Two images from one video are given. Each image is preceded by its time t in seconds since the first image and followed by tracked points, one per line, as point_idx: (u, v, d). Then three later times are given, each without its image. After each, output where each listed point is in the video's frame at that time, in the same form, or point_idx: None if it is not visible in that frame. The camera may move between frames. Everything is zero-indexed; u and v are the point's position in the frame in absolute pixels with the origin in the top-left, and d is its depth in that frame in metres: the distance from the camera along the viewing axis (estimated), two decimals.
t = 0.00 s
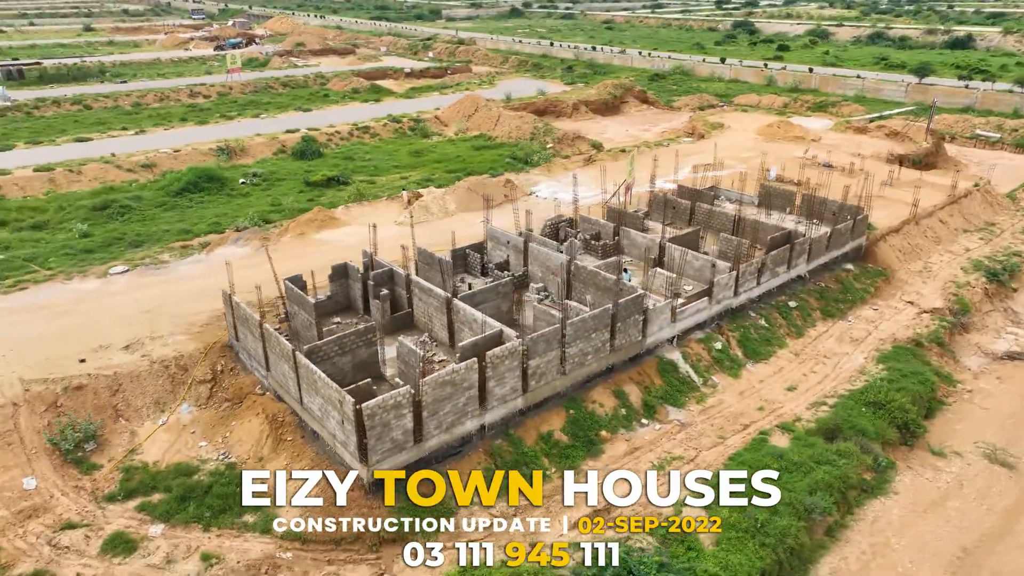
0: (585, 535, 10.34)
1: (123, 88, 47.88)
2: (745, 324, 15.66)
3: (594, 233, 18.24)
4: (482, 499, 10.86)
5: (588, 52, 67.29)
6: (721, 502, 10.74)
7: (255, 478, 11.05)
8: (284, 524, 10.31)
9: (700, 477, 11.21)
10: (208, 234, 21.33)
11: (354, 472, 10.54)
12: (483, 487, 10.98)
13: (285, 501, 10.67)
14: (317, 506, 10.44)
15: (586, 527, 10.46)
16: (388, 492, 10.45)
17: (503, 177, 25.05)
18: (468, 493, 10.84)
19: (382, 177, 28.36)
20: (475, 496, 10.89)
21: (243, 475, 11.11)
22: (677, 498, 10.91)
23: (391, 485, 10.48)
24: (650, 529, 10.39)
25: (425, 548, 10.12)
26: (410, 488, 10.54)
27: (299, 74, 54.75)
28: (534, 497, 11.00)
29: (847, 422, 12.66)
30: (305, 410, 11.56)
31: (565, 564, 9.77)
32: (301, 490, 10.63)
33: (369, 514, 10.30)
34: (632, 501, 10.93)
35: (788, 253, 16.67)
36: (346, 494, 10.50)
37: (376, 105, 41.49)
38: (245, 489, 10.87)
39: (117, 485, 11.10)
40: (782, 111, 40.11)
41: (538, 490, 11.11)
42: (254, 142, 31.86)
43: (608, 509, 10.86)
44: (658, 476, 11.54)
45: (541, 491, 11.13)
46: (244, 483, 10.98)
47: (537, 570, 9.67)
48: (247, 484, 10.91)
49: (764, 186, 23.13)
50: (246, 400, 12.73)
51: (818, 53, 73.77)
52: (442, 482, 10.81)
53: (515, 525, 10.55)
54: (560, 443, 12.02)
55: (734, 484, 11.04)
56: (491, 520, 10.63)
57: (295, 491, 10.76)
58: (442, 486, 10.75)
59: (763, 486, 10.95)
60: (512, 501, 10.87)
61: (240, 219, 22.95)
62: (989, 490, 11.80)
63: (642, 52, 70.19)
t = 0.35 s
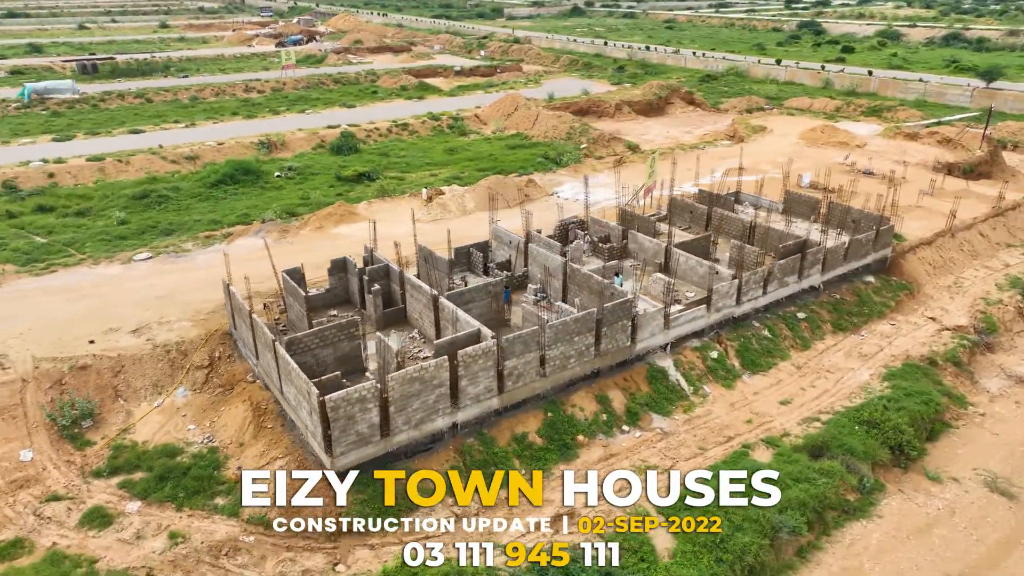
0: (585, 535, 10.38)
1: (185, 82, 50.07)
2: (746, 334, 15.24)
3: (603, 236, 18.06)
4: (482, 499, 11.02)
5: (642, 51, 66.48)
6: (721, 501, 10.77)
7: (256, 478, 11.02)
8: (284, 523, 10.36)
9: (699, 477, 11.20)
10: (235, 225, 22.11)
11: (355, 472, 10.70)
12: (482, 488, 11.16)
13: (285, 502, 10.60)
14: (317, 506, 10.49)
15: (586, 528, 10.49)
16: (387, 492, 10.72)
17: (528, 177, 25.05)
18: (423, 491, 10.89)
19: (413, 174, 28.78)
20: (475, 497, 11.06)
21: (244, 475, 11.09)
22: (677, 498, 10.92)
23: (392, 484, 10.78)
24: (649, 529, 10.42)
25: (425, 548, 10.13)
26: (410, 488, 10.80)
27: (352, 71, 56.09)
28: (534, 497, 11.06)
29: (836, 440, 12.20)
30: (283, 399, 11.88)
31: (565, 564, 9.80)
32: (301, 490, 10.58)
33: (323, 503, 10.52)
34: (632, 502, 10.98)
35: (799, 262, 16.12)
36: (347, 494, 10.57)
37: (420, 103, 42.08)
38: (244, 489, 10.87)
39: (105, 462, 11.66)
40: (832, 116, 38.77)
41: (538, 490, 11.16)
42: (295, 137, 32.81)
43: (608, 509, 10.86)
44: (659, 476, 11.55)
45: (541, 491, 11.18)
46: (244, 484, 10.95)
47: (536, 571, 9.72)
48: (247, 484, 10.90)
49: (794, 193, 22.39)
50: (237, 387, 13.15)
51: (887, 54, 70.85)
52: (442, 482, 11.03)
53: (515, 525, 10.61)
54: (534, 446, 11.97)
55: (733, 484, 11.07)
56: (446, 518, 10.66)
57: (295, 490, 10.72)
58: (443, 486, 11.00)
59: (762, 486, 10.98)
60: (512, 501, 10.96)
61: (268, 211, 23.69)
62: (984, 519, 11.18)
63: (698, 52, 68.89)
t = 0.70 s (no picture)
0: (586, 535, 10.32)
1: (243, 78, 52.01)
2: (744, 342, 14.88)
3: (611, 238, 17.92)
4: (482, 499, 11.12)
5: (697, 52, 65.26)
6: (721, 501, 10.82)
7: (256, 478, 11.00)
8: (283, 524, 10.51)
9: (700, 477, 11.25)
10: (262, 216, 22.89)
11: (354, 472, 10.97)
12: (483, 488, 11.29)
13: (285, 502, 10.68)
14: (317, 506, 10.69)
15: (586, 528, 10.44)
16: (387, 491, 10.96)
17: (552, 177, 25.02)
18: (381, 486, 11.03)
19: (443, 171, 29.14)
20: (475, 496, 11.19)
21: (244, 474, 11.07)
22: (677, 497, 10.93)
23: (391, 483, 11.03)
24: (650, 529, 10.39)
25: (424, 549, 9.96)
26: (410, 488, 11.04)
27: (403, 69, 57.13)
28: (533, 497, 11.10)
29: (820, 456, 11.80)
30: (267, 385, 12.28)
31: (565, 564, 9.76)
32: (300, 490, 10.73)
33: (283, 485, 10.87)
34: (632, 501, 10.97)
35: (807, 271, 15.62)
36: (346, 494, 10.84)
37: (463, 101, 42.52)
38: (244, 489, 10.83)
39: (100, 436, 12.29)
40: (885, 122, 37.27)
41: (538, 489, 11.21)
42: (335, 132, 33.66)
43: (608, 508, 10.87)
44: (658, 476, 11.59)
45: (541, 491, 11.23)
46: (244, 484, 10.91)
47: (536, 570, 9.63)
48: (247, 484, 10.88)
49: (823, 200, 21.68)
50: (232, 372, 13.64)
51: (960, 58, 67.41)
52: (441, 484, 11.24)
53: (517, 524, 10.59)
54: (507, 444, 12.01)
55: (734, 484, 11.15)
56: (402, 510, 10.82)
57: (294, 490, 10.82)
58: (442, 487, 11.20)
59: (763, 486, 11.06)
60: (512, 501, 11.04)
61: (296, 203, 24.41)
62: (971, 547, 10.63)
63: (757, 53, 67.19)
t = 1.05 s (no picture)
0: (584, 534, 10.31)
1: (296, 76, 53.61)
2: (741, 352, 14.51)
3: (620, 241, 17.73)
4: (482, 499, 11.16)
5: (752, 55, 63.70)
6: (721, 502, 10.85)
7: (256, 477, 11.08)
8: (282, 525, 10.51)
9: (699, 477, 11.31)
10: (288, 209, 23.57)
11: (355, 472, 11.22)
12: (483, 488, 11.32)
13: (285, 501, 10.85)
14: (317, 506, 10.90)
15: (586, 528, 10.37)
16: (387, 491, 11.13)
17: (576, 178, 24.91)
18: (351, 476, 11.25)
19: (472, 170, 29.38)
20: (475, 496, 11.23)
21: (242, 474, 11.10)
22: (677, 498, 10.92)
23: (391, 483, 11.20)
24: (650, 529, 10.34)
25: (424, 548, 9.53)
26: (410, 487, 11.19)
27: (452, 69, 57.80)
28: (533, 497, 11.09)
29: (800, 473, 11.41)
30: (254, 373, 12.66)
31: (564, 564, 9.75)
32: (300, 490, 10.95)
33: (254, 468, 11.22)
34: (632, 501, 10.91)
35: (814, 282, 15.12)
36: (346, 494, 11.08)
37: (504, 101, 42.73)
38: (244, 489, 10.95)
39: (99, 413, 12.90)
40: (940, 129, 35.62)
41: (538, 488, 11.21)
42: (372, 130, 34.33)
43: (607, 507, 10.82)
44: (658, 475, 11.62)
45: (541, 490, 11.21)
46: (244, 484, 11.01)
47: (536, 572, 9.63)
48: (247, 484, 10.97)
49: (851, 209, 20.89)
50: (228, 359, 14.11)
51: None
52: (442, 485, 11.34)
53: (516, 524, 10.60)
54: (482, 443, 12.04)
55: (733, 484, 11.20)
56: (368, 500, 10.99)
57: (294, 490, 11.02)
58: (442, 487, 11.32)
59: (763, 486, 11.11)
60: (511, 501, 11.03)
61: (323, 197, 25.03)
62: None
63: (816, 56, 65.11)
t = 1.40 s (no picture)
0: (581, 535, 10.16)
1: (346, 73, 54.86)
2: (736, 361, 14.13)
3: (627, 245, 17.50)
4: (482, 499, 11.09)
5: (809, 56, 61.81)
6: (721, 502, 10.81)
7: (255, 478, 11.20)
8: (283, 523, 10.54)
9: (699, 477, 11.26)
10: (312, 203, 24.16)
11: (354, 472, 11.37)
12: (483, 488, 11.26)
13: (285, 502, 11.01)
14: (317, 505, 10.99)
15: (586, 528, 10.27)
16: (387, 491, 11.22)
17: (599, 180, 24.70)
18: (324, 466, 11.46)
19: (501, 169, 29.48)
20: (475, 496, 11.16)
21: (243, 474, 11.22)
22: (678, 498, 10.88)
23: (391, 484, 11.30)
24: (650, 529, 10.31)
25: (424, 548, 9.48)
26: (409, 486, 11.26)
27: (498, 68, 58.10)
28: (533, 497, 11.03)
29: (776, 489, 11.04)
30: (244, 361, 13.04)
31: (565, 564, 9.70)
32: (300, 491, 11.09)
33: (233, 451, 11.54)
34: (632, 501, 10.85)
35: (818, 292, 14.61)
36: (346, 493, 11.17)
37: (545, 100, 42.70)
38: (244, 489, 11.03)
39: (99, 393, 13.49)
40: (998, 138, 33.82)
41: (538, 488, 11.17)
42: (408, 127, 34.84)
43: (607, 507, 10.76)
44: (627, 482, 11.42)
45: (541, 489, 11.17)
46: (244, 483, 11.10)
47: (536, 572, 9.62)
48: (247, 484, 11.09)
49: (878, 220, 20.07)
50: (227, 346, 14.52)
51: None
52: (442, 485, 11.33)
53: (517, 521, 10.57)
54: (457, 441, 12.08)
55: (733, 487, 11.09)
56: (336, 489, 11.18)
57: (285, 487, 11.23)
58: (442, 486, 11.30)
59: (763, 485, 11.03)
60: (512, 501, 10.98)
61: (349, 192, 25.54)
62: None
63: (878, 59, 62.70)
